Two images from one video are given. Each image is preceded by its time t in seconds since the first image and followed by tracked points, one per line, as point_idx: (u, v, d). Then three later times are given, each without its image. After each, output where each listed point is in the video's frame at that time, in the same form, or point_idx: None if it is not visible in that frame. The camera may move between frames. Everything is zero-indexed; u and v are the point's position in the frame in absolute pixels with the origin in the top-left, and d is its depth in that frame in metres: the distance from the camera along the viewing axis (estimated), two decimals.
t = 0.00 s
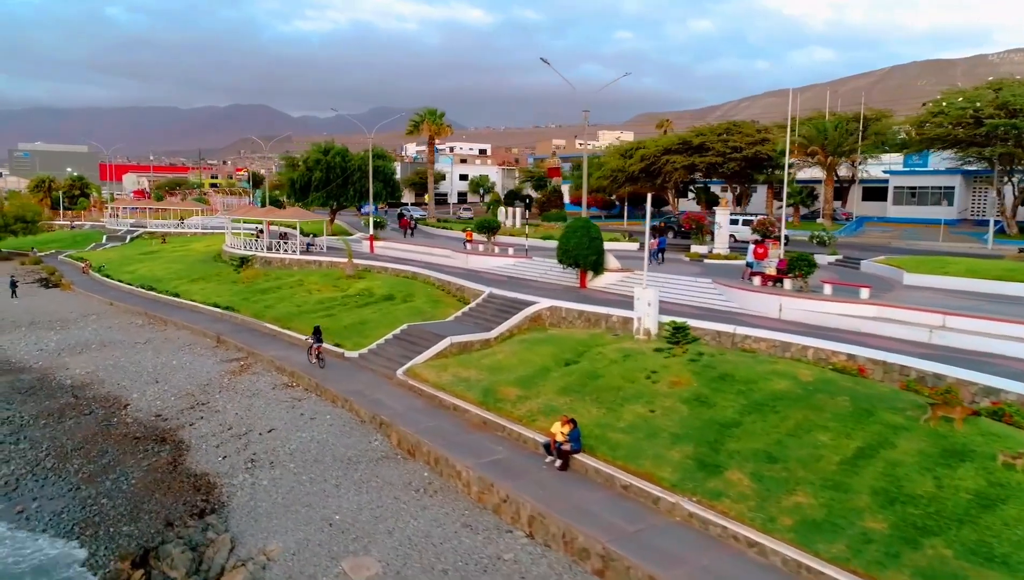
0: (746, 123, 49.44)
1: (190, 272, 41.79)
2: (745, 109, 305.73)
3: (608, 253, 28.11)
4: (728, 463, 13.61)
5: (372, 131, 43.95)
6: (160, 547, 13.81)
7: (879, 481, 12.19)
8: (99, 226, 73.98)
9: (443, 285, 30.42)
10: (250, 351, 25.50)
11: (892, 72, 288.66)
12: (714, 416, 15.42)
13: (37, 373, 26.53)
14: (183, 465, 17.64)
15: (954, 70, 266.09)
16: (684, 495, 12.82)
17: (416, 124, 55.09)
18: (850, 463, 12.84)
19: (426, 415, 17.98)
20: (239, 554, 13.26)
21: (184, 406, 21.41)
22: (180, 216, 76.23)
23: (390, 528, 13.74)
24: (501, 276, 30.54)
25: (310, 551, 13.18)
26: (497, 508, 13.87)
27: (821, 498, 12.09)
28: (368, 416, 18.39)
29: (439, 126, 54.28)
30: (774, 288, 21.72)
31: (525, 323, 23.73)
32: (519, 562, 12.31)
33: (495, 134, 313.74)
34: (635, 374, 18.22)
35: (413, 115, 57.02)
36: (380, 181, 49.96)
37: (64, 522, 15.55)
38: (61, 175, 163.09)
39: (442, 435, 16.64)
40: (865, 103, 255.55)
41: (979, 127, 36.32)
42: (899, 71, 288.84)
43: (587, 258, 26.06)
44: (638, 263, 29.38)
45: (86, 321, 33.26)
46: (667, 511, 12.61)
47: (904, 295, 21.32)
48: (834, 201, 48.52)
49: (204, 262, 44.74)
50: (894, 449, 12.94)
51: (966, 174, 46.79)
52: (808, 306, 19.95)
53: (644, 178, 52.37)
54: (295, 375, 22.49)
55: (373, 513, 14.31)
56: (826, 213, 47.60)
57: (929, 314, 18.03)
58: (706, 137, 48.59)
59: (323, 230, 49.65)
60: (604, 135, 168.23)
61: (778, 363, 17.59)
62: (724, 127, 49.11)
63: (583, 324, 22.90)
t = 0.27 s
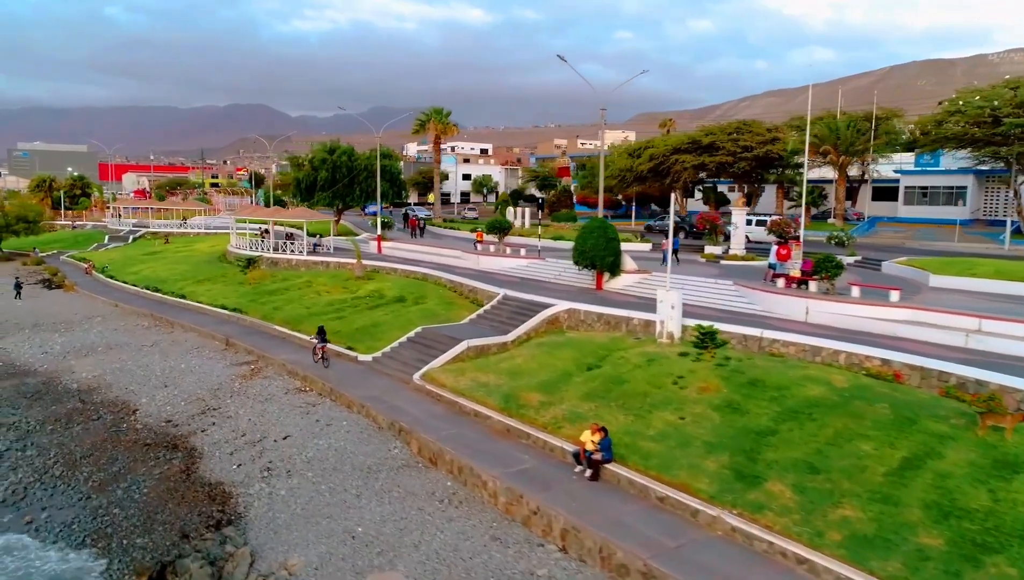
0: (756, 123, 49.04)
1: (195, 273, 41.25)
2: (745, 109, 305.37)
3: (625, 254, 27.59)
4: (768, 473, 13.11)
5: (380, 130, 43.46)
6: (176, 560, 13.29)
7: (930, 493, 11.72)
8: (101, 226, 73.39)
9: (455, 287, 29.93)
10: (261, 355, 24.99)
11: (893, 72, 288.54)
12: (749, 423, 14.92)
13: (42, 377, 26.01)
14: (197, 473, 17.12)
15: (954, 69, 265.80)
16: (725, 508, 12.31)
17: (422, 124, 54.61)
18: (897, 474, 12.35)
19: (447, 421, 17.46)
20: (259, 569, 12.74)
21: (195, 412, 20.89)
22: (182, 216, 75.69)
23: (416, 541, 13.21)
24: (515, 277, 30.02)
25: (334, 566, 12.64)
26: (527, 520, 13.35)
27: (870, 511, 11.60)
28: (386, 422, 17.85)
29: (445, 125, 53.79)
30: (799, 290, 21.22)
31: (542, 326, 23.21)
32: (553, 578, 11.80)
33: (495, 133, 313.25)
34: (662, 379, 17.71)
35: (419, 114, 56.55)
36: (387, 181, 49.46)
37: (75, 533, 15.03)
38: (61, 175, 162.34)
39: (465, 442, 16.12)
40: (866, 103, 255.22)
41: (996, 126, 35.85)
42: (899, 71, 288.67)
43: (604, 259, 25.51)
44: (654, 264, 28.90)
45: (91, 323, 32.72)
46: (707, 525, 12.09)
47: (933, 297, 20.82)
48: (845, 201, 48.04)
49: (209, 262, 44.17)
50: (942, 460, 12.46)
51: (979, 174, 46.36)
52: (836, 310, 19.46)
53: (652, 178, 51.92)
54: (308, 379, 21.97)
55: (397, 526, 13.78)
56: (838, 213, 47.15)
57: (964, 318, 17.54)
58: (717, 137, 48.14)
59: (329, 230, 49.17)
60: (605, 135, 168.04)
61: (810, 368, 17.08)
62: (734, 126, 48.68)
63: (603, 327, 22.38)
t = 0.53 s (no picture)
0: (768, 122, 48.47)
1: (202, 274, 40.61)
2: (746, 109, 304.79)
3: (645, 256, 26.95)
4: (819, 487, 12.51)
5: (389, 129, 42.82)
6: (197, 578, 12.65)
7: (996, 510, 11.13)
8: (104, 226, 72.69)
9: (471, 289, 29.34)
10: (274, 359, 24.38)
11: (893, 72, 288.22)
12: (793, 433, 14.32)
13: (49, 381, 25.36)
14: (214, 484, 16.49)
15: (955, 68, 265.30)
16: (777, 524, 11.70)
17: (430, 123, 53.97)
18: (958, 489, 11.77)
19: (473, 429, 16.85)
20: None
21: (209, 418, 20.27)
22: (186, 216, 74.99)
23: (450, 558, 12.59)
24: (531, 279, 29.42)
25: None
26: (566, 536, 12.74)
27: (934, 530, 11.02)
28: (410, 431, 17.24)
29: (453, 125, 53.17)
30: (831, 293, 20.60)
31: (564, 329, 22.61)
32: None
33: (495, 133, 312.60)
34: (695, 386, 17.10)
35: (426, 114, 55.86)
36: (395, 181, 48.88)
37: (89, 548, 14.39)
38: (60, 174, 161.51)
39: (494, 452, 15.51)
40: (867, 102, 254.69)
41: (1018, 125, 35.24)
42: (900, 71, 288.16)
43: (625, 261, 24.89)
44: (674, 266, 28.31)
45: (97, 325, 32.09)
46: (760, 543, 11.50)
47: (969, 301, 20.23)
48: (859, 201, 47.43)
49: (215, 263, 43.54)
50: (1005, 474, 11.88)
51: (995, 174, 45.78)
52: (872, 314, 18.84)
53: (663, 178, 51.33)
54: (325, 385, 21.34)
55: (429, 541, 13.16)
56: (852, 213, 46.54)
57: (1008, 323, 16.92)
58: (729, 135, 47.61)
59: (336, 231, 48.54)
60: (608, 134, 167.54)
61: (850, 374, 16.47)
62: (747, 126, 48.11)
63: (627, 331, 21.78)
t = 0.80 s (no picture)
0: (779, 120, 47.98)
1: (208, 275, 39.98)
2: (746, 108, 304.12)
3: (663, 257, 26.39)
4: (867, 500, 11.98)
5: (396, 127, 42.26)
6: None
7: None
8: (105, 226, 72.03)
9: (484, 291, 28.79)
10: (286, 363, 23.86)
11: (894, 72, 287.71)
12: (834, 442, 13.79)
13: (54, 385, 24.80)
14: (230, 494, 15.94)
15: (956, 68, 265.01)
16: (828, 540, 11.18)
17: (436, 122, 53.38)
18: (1016, 504, 11.24)
19: (497, 437, 16.31)
20: None
21: (221, 425, 19.74)
22: (188, 216, 74.32)
23: (483, 574, 12.05)
24: (546, 280, 28.88)
25: None
26: (603, 551, 12.20)
27: (995, 547, 10.49)
28: (431, 438, 16.71)
29: (459, 124, 52.63)
30: (860, 296, 20.08)
31: (584, 333, 22.09)
32: None
33: (495, 132, 311.78)
34: (727, 392, 16.56)
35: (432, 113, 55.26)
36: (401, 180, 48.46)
37: (102, 561, 13.82)
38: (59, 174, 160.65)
39: (522, 461, 14.97)
40: (868, 102, 254.13)
41: None
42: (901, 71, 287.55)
43: (644, 261, 24.34)
44: (692, 268, 27.79)
45: (102, 327, 31.55)
46: (811, 560, 10.97)
47: (1002, 305, 19.69)
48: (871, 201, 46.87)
49: (221, 264, 42.94)
50: None
51: (1009, 174, 45.20)
52: (905, 317, 18.31)
53: (672, 177, 50.84)
54: (340, 390, 20.81)
55: (459, 556, 12.61)
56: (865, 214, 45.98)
57: None
58: (740, 135, 47.11)
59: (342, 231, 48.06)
60: (609, 134, 166.91)
61: (887, 380, 15.95)
62: (757, 124, 47.65)
63: (649, 334, 21.25)
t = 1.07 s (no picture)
0: (792, 120, 47.50)
1: (214, 277, 39.33)
2: (745, 108, 303.60)
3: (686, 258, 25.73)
4: (930, 518, 11.37)
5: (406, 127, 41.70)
6: None
7: None
8: (107, 227, 71.32)
9: (501, 293, 28.17)
10: (300, 368, 23.24)
11: (894, 71, 287.31)
12: (887, 454, 13.17)
13: (61, 391, 24.13)
14: (251, 508, 15.26)
15: (956, 67, 264.69)
16: (894, 561, 10.54)
17: (443, 121, 52.71)
18: None
19: (528, 447, 15.67)
20: None
21: (237, 433, 19.10)
22: (190, 216, 73.65)
23: None
24: (563, 282, 28.25)
25: None
26: (651, 571, 11.57)
27: None
28: (459, 449, 16.08)
29: (467, 123, 51.96)
30: (896, 300, 19.45)
31: (608, 337, 21.47)
32: None
33: (494, 132, 311.12)
34: (767, 401, 15.93)
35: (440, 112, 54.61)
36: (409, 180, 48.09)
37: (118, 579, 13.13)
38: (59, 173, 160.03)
39: (557, 474, 14.34)
40: (869, 101, 253.61)
41: None
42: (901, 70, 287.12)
43: (668, 264, 23.71)
44: (715, 270, 27.13)
45: (108, 330, 30.88)
46: None
47: None
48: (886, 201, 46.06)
49: (227, 266, 42.26)
50: None
51: None
52: (946, 323, 17.66)
53: (683, 177, 50.33)
54: (359, 397, 20.16)
55: (498, 575, 11.95)
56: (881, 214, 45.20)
57: None
58: (752, 134, 46.61)
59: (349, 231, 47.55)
60: (611, 134, 166.29)
61: (934, 389, 15.35)
62: (769, 124, 47.21)
63: (677, 339, 20.63)
